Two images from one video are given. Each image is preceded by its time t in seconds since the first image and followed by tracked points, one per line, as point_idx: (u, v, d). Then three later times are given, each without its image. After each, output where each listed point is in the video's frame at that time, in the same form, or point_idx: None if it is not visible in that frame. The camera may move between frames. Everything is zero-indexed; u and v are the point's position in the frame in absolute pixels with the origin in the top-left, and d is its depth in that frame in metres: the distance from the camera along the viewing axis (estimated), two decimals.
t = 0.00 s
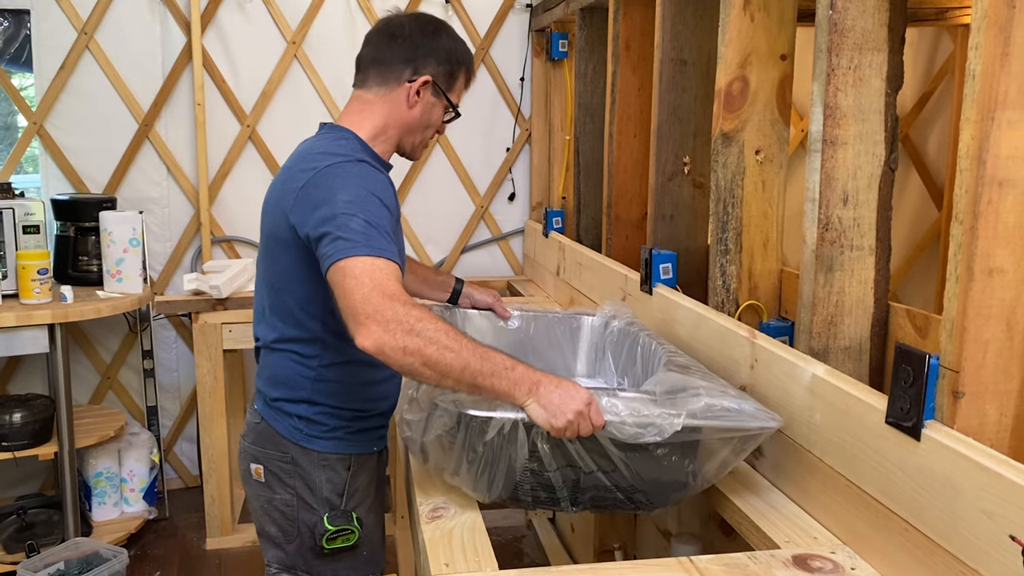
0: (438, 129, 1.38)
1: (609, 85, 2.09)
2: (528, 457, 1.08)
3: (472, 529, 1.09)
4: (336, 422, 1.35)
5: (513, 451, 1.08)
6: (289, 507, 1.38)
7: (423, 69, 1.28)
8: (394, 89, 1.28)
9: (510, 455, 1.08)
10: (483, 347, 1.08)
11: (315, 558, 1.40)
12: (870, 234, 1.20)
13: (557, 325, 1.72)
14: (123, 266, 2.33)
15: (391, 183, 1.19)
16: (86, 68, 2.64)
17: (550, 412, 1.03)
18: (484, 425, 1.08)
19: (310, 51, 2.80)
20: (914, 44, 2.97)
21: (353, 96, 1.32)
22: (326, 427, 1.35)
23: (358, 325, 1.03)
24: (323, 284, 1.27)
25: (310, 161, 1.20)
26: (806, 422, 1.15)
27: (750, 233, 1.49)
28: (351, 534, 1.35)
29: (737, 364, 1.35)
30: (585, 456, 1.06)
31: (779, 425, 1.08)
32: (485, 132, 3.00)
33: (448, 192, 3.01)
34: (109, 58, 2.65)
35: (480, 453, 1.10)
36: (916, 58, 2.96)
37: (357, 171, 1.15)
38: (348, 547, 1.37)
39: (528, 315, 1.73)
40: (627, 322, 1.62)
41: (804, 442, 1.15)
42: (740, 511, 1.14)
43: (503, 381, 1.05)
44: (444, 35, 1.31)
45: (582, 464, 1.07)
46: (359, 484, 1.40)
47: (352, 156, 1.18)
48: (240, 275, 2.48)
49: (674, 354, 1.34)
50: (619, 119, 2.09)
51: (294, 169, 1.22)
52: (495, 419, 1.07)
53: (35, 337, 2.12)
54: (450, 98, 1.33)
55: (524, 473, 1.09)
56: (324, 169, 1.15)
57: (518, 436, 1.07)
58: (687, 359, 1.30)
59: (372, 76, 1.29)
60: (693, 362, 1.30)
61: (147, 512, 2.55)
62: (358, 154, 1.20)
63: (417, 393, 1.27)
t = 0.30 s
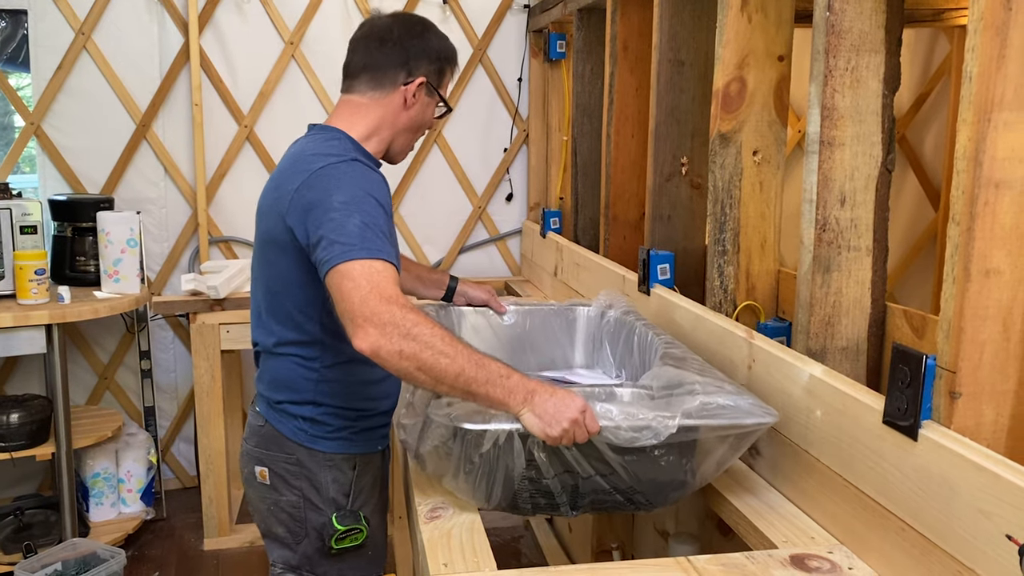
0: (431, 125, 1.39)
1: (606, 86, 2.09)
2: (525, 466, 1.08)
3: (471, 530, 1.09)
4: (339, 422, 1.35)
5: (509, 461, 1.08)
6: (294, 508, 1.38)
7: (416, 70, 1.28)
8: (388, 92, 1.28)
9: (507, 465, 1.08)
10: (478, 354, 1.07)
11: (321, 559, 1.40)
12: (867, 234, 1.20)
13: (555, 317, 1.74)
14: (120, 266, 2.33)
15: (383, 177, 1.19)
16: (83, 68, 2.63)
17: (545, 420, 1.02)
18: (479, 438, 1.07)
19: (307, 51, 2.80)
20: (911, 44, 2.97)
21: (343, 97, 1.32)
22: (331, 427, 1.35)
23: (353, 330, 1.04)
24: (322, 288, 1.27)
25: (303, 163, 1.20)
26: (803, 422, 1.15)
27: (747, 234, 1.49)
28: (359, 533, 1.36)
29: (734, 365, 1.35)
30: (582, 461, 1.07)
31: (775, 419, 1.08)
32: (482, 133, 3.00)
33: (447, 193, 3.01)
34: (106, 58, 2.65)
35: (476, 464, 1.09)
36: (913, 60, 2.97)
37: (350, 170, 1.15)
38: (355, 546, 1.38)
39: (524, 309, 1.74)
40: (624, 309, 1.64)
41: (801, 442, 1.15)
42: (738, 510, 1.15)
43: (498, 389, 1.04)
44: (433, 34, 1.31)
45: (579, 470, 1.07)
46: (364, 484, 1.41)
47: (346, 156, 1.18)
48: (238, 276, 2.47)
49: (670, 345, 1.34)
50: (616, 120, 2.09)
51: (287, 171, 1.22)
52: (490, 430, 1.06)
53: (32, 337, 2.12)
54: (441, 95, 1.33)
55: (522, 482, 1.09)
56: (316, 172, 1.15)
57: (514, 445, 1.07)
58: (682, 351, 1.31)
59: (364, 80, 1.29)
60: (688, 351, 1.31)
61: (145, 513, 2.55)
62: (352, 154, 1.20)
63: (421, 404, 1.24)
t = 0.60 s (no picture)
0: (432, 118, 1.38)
1: (604, 88, 2.10)
2: (529, 477, 1.06)
3: (469, 533, 1.09)
4: (346, 425, 1.35)
5: (513, 472, 1.06)
6: (300, 511, 1.38)
7: (406, 64, 1.27)
8: (382, 90, 1.28)
9: (511, 478, 1.06)
10: (482, 360, 1.07)
11: (327, 562, 1.40)
12: (864, 238, 1.20)
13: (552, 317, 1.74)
14: (118, 269, 2.32)
15: (384, 181, 1.19)
16: (81, 70, 2.63)
17: (547, 431, 1.02)
18: (482, 452, 1.05)
19: (305, 53, 2.80)
20: (908, 47, 2.98)
21: (340, 101, 1.32)
22: (338, 430, 1.35)
23: (359, 339, 1.05)
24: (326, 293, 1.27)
25: (303, 168, 1.20)
26: (801, 426, 1.15)
27: (745, 237, 1.49)
28: (365, 536, 1.36)
29: (732, 368, 1.35)
30: (585, 469, 1.06)
31: (776, 418, 1.08)
32: (479, 134, 3.00)
33: (445, 195, 3.02)
34: (104, 60, 2.64)
35: (480, 478, 1.07)
36: (910, 62, 2.98)
37: (350, 174, 1.15)
38: (361, 549, 1.37)
39: (521, 312, 1.74)
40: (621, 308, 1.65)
41: (799, 445, 1.15)
42: (736, 514, 1.15)
43: (502, 396, 1.05)
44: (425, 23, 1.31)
45: (582, 477, 1.06)
46: (370, 488, 1.40)
47: (346, 160, 1.17)
48: (236, 278, 2.47)
49: (668, 344, 1.35)
50: (614, 123, 2.09)
51: (289, 177, 1.22)
52: (493, 445, 1.04)
53: (30, 340, 2.12)
54: (438, 87, 1.32)
55: (528, 492, 1.07)
56: (318, 177, 1.15)
57: (516, 457, 1.05)
58: (683, 350, 1.32)
59: (357, 82, 1.29)
60: (687, 351, 1.31)
61: (142, 515, 2.55)
62: (351, 158, 1.20)
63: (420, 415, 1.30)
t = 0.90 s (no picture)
0: (439, 116, 1.37)
1: (600, 88, 2.10)
2: (523, 469, 1.08)
3: (464, 532, 1.09)
4: (358, 424, 1.35)
5: (509, 463, 1.08)
6: (310, 509, 1.38)
7: (404, 58, 1.27)
8: (382, 83, 1.28)
9: (505, 466, 1.08)
10: (486, 356, 1.07)
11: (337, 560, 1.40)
12: (859, 238, 1.21)
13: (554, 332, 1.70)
14: (114, 269, 2.32)
15: (393, 180, 1.19)
16: (77, 70, 2.63)
17: (550, 427, 1.03)
18: (482, 434, 1.09)
19: (301, 53, 2.80)
20: (904, 47, 2.99)
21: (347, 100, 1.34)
22: (349, 429, 1.35)
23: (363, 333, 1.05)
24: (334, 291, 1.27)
25: (314, 166, 1.20)
26: (796, 424, 1.16)
27: (740, 237, 1.49)
28: (376, 534, 1.36)
29: (727, 368, 1.35)
30: (580, 472, 1.06)
31: (773, 455, 1.08)
32: (476, 135, 3.00)
33: (442, 195, 3.02)
34: (101, 61, 2.64)
35: (474, 463, 1.10)
36: (906, 63, 2.98)
37: (361, 171, 1.15)
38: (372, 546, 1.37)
39: (525, 320, 1.74)
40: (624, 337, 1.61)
41: (794, 444, 1.16)
42: (732, 513, 1.15)
43: (506, 392, 1.05)
44: (422, 19, 1.30)
45: (574, 479, 1.07)
46: (382, 487, 1.39)
47: (356, 157, 1.18)
48: (232, 278, 2.47)
49: (668, 375, 1.34)
50: (610, 123, 2.10)
51: (299, 176, 1.22)
52: (495, 429, 1.08)
53: (25, 340, 2.12)
54: (442, 82, 1.31)
55: (518, 484, 1.09)
56: (330, 173, 1.15)
57: (515, 448, 1.07)
58: (681, 381, 1.31)
59: (359, 78, 1.30)
60: (687, 381, 1.31)
61: (138, 516, 2.55)
62: (360, 156, 1.20)
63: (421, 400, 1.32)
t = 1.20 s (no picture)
0: (458, 122, 1.35)
1: (597, 89, 2.10)
2: (524, 457, 1.08)
3: (461, 533, 1.09)
4: (370, 425, 1.35)
5: (509, 451, 1.08)
6: (320, 509, 1.38)
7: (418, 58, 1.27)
8: (397, 84, 1.29)
9: (506, 455, 1.08)
10: (479, 348, 1.08)
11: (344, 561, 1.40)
12: (855, 238, 1.21)
13: (546, 326, 1.73)
14: (111, 270, 2.32)
15: (411, 181, 1.19)
16: (74, 71, 2.63)
17: (546, 410, 1.03)
18: (481, 424, 1.09)
19: (298, 54, 2.80)
20: (900, 48, 3.00)
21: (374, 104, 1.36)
22: (361, 430, 1.35)
23: (355, 333, 1.05)
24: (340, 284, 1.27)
25: (333, 163, 1.20)
26: (793, 425, 1.16)
27: (736, 237, 1.50)
28: (384, 536, 1.35)
29: (723, 368, 1.36)
30: (580, 452, 1.07)
31: (769, 417, 1.09)
32: (474, 136, 3.00)
33: (439, 196, 3.02)
34: (97, 62, 2.64)
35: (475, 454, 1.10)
36: (901, 64, 2.99)
37: (379, 169, 1.15)
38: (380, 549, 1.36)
39: (517, 317, 1.74)
40: (615, 323, 1.64)
41: (790, 445, 1.16)
42: (728, 514, 1.15)
43: (501, 380, 1.06)
44: (437, 22, 1.30)
45: (577, 460, 1.07)
46: (392, 489, 1.40)
47: (375, 155, 1.18)
48: (229, 279, 2.47)
49: (661, 354, 1.36)
50: (608, 124, 2.10)
51: (319, 172, 1.22)
52: (493, 419, 1.07)
53: (22, 341, 2.12)
54: (456, 83, 1.29)
55: (521, 472, 1.08)
56: (351, 169, 1.15)
57: (515, 434, 1.07)
58: (675, 358, 1.32)
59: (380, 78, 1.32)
60: (678, 359, 1.32)
61: (135, 517, 2.55)
62: (380, 154, 1.19)
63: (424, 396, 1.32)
